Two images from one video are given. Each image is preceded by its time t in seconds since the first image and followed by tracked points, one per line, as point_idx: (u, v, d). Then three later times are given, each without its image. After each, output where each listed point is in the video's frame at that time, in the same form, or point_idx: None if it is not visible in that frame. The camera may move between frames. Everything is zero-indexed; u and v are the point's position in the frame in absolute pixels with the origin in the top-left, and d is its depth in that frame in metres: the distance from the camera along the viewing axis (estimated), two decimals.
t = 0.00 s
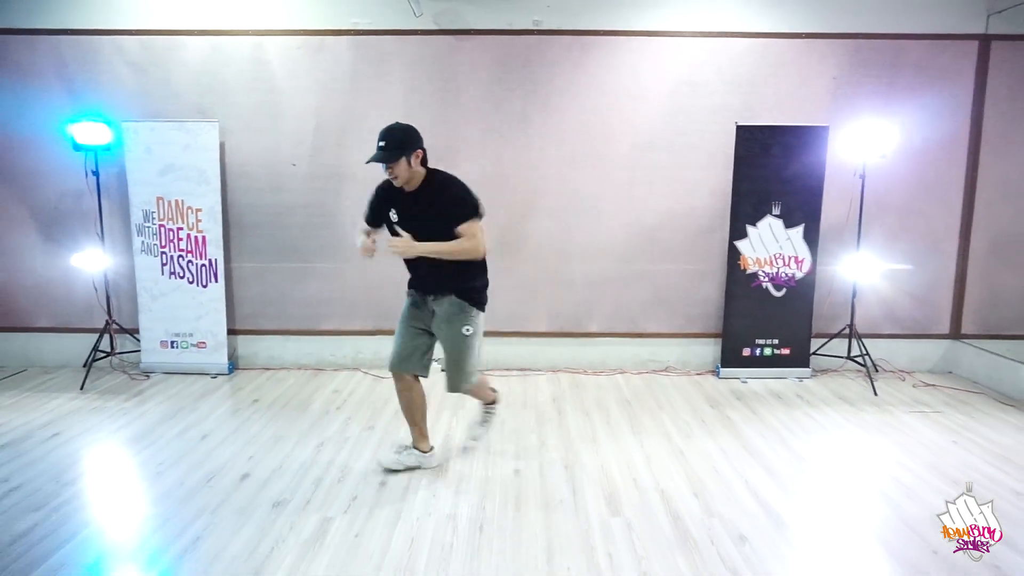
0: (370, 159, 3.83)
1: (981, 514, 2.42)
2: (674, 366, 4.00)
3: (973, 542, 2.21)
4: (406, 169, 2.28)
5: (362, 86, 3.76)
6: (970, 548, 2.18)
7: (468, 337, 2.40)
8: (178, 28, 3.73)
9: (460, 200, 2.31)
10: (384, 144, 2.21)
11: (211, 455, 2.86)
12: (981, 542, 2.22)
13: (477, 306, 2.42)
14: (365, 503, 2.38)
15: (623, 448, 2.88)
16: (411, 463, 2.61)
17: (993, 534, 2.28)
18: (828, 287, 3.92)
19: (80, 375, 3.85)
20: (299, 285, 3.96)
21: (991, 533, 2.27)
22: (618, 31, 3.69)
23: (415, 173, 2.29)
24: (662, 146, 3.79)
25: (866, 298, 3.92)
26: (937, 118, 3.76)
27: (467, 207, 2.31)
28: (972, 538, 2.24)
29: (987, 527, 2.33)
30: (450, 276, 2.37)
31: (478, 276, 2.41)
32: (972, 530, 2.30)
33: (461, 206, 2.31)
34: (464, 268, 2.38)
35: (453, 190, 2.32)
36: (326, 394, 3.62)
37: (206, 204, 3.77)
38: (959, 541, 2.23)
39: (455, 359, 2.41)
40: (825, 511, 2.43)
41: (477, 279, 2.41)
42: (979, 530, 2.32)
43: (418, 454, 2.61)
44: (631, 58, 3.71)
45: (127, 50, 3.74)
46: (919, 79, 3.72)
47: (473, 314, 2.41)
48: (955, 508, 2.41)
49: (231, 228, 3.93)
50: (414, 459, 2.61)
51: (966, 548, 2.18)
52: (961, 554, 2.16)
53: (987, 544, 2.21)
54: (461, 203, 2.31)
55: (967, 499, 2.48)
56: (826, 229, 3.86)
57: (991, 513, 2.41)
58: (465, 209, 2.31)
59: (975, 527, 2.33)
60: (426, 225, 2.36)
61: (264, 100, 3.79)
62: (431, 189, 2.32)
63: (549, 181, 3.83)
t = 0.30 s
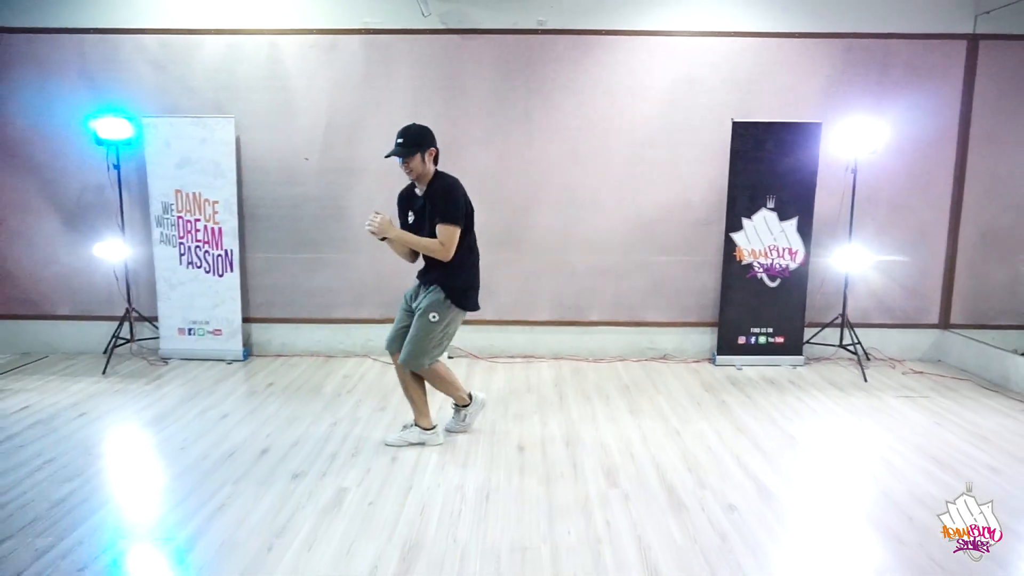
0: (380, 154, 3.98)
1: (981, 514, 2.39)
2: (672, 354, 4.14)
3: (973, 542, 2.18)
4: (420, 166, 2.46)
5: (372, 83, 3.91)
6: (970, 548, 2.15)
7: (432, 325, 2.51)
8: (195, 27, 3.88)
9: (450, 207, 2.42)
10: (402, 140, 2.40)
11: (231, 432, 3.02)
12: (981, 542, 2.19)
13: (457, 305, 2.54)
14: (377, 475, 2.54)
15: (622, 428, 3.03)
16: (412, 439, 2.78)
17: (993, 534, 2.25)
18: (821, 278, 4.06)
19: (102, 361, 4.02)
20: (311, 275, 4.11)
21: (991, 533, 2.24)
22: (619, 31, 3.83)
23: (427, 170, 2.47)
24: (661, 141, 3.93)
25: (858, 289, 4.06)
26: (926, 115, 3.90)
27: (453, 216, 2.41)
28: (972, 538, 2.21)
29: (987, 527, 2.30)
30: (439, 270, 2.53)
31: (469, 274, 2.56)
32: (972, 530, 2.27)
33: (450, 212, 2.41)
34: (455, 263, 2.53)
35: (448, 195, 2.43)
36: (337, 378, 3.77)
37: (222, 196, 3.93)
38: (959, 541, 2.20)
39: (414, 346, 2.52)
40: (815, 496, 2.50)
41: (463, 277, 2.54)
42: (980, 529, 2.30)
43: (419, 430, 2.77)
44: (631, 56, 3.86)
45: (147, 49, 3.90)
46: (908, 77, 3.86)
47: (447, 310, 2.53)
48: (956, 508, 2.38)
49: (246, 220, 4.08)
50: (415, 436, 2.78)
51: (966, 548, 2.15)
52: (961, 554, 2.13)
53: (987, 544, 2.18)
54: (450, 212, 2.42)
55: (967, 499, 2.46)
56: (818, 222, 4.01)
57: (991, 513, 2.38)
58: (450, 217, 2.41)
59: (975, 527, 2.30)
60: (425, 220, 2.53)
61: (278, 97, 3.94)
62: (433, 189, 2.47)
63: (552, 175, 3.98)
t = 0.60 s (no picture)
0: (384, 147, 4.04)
1: (982, 514, 2.34)
2: (672, 344, 4.21)
3: (973, 542, 2.14)
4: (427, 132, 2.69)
5: (376, 78, 3.96)
6: (970, 548, 2.11)
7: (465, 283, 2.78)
8: (202, 22, 3.94)
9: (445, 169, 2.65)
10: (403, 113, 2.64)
11: (239, 419, 3.09)
12: (981, 542, 2.15)
13: (476, 259, 2.79)
14: (383, 460, 2.60)
15: (622, 415, 3.10)
16: (432, 407, 2.91)
17: (994, 535, 2.21)
18: (818, 270, 4.13)
19: (111, 351, 4.09)
20: (316, 266, 4.18)
21: (991, 533, 2.20)
22: (620, 26, 3.89)
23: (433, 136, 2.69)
24: (661, 135, 3.99)
25: (855, 280, 4.12)
26: (922, 108, 3.95)
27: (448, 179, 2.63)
28: (972, 538, 2.17)
29: (987, 527, 2.26)
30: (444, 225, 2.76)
31: (475, 231, 2.78)
32: (971, 530, 2.23)
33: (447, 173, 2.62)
34: (459, 222, 2.75)
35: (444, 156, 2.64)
36: (342, 368, 3.84)
37: (229, 189, 3.99)
38: (959, 541, 2.15)
39: (461, 308, 2.79)
40: (810, 483, 2.54)
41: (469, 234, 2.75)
42: (979, 529, 2.25)
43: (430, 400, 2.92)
44: (632, 51, 3.91)
45: (155, 44, 3.96)
46: (905, 71, 3.91)
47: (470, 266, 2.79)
48: (955, 508, 2.33)
49: (252, 212, 4.15)
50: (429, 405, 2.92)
51: (966, 548, 2.11)
52: (961, 554, 2.09)
53: (987, 544, 2.14)
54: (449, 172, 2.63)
55: (967, 499, 2.41)
56: (815, 214, 4.06)
57: (991, 513, 2.33)
58: (447, 193, 2.62)
59: (975, 527, 2.25)
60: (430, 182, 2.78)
61: (284, 91, 4.00)
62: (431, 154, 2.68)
63: (553, 168, 4.04)
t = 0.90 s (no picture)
0: (385, 142, 4.00)
1: (982, 514, 2.30)
2: (675, 341, 4.17)
3: (973, 543, 2.10)
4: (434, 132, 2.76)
5: (377, 72, 3.93)
6: (970, 548, 2.08)
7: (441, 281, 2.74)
8: (202, 16, 3.90)
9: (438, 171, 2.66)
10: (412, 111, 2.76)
11: (239, 416, 3.06)
12: (981, 542, 2.11)
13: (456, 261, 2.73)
14: (383, 458, 2.57)
15: (625, 413, 3.07)
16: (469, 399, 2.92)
17: (994, 535, 2.17)
18: (823, 266, 4.08)
19: (110, 347, 4.07)
20: (317, 262, 4.15)
21: (991, 533, 2.16)
22: (623, 19, 3.84)
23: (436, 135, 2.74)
24: (665, 130, 3.94)
25: (861, 276, 4.07)
26: (929, 102, 3.90)
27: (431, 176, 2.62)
28: (972, 538, 2.13)
29: (987, 527, 2.22)
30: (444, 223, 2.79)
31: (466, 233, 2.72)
32: (971, 530, 2.19)
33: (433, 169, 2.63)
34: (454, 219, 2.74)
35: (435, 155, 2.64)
36: (343, 365, 3.81)
37: (228, 184, 3.96)
38: (959, 541, 2.12)
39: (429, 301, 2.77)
40: (814, 482, 2.50)
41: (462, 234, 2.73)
42: (979, 529, 2.21)
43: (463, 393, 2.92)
44: (635, 44, 3.86)
45: (154, 38, 3.92)
46: (911, 65, 3.86)
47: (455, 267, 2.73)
48: (956, 507, 2.29)
49: (252, 208, 4.11)
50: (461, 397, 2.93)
51: (966, 548, 2.07)
52: (961, 554, 2.05)
53: (987, 544, 2.10)
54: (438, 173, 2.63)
55: (967, 499, 2.37)
56: (821, 209, 4.02)
57: (991, 513, 2.29)
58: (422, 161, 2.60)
59: (975, 527, 2.21)
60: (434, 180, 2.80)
61: (284, 85, 3.96)
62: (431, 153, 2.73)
63: (556, 163, 4.00)
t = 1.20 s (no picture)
0: (381, 139, 3.90)
1: (982, 514, 2.27)
2: (678, 342, 4.07)
3: (973, 543, 2.08)
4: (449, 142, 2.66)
5: (373, 67, 3.82)
6: (970, 548, 2.05)
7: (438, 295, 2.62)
8: (193, 9, 3.80)
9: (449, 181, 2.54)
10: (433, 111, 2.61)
11: (229, 422, 2.96)
12: (981, 542, 2.08)
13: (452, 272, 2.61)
14: (376, 468, 2.47)
15: (627, 418, 2.97)
16: (484, 414, 2.83)
17: (994, 535, 2.14)
18: (831, 265, 3.98)
19: (100, 349, 3.98)
20: (311, 262, 4.05)
21: (991, 533, 2.13)
22: (625, 12, 3.73)
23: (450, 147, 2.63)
24: (668, 126, 3.84)
25: (869, 276, 3.97)
26: (940, 97, 3.79)
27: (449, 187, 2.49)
28: (972, 538, 2.10)
29: (987, 527, 2.19)
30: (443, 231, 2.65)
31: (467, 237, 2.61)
32: (972, 530, 2.16)
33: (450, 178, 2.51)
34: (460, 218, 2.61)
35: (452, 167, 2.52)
36: (338, 367, 3.72)
37: (221, 182, 3.86)
38: (959, 541, 2.09)
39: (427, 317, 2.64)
40: (822, 491, 2.41)
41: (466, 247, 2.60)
42: (979, 529, 2.18)
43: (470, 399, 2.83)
44: (638, 38, 3.76)
45: (144, 32, 3.82)
46: (921, 58, 3.75)
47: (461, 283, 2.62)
48: (956, 507, 2.26)
49: (245, 206, 4.02)
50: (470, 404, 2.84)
51: (966, 548, 2.04)
52: (961, 554, 2.02)
53: (987, 544, 2.07)
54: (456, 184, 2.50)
55: (967, 499, 2.34)
56: (828, 207, 3.91)
57: (991, 513, 2.27)
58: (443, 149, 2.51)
59: (975, 527, 2.18)
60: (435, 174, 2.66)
61: (277, 80, 3.86)
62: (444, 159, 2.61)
63: (556, 160, 3.89)
